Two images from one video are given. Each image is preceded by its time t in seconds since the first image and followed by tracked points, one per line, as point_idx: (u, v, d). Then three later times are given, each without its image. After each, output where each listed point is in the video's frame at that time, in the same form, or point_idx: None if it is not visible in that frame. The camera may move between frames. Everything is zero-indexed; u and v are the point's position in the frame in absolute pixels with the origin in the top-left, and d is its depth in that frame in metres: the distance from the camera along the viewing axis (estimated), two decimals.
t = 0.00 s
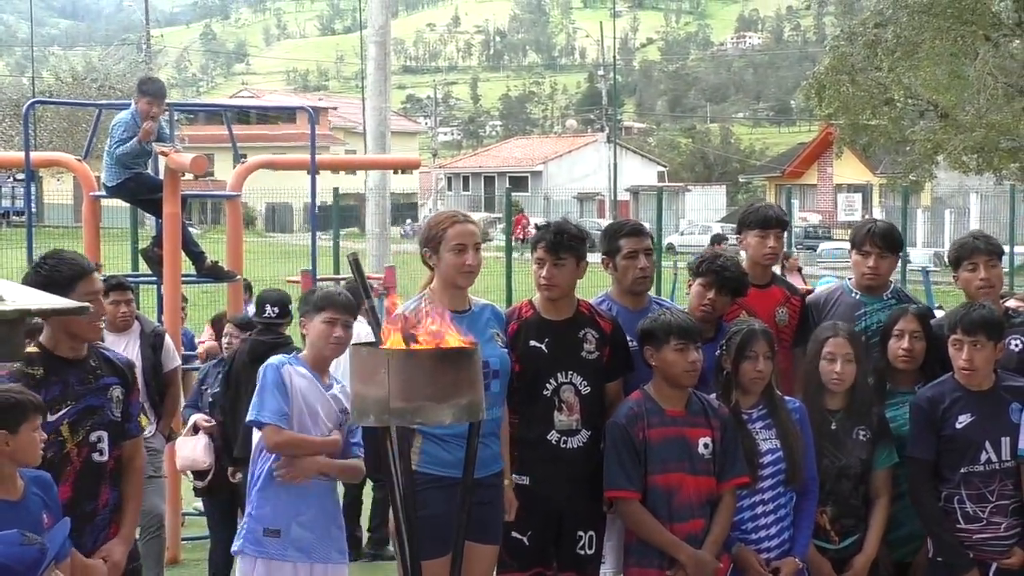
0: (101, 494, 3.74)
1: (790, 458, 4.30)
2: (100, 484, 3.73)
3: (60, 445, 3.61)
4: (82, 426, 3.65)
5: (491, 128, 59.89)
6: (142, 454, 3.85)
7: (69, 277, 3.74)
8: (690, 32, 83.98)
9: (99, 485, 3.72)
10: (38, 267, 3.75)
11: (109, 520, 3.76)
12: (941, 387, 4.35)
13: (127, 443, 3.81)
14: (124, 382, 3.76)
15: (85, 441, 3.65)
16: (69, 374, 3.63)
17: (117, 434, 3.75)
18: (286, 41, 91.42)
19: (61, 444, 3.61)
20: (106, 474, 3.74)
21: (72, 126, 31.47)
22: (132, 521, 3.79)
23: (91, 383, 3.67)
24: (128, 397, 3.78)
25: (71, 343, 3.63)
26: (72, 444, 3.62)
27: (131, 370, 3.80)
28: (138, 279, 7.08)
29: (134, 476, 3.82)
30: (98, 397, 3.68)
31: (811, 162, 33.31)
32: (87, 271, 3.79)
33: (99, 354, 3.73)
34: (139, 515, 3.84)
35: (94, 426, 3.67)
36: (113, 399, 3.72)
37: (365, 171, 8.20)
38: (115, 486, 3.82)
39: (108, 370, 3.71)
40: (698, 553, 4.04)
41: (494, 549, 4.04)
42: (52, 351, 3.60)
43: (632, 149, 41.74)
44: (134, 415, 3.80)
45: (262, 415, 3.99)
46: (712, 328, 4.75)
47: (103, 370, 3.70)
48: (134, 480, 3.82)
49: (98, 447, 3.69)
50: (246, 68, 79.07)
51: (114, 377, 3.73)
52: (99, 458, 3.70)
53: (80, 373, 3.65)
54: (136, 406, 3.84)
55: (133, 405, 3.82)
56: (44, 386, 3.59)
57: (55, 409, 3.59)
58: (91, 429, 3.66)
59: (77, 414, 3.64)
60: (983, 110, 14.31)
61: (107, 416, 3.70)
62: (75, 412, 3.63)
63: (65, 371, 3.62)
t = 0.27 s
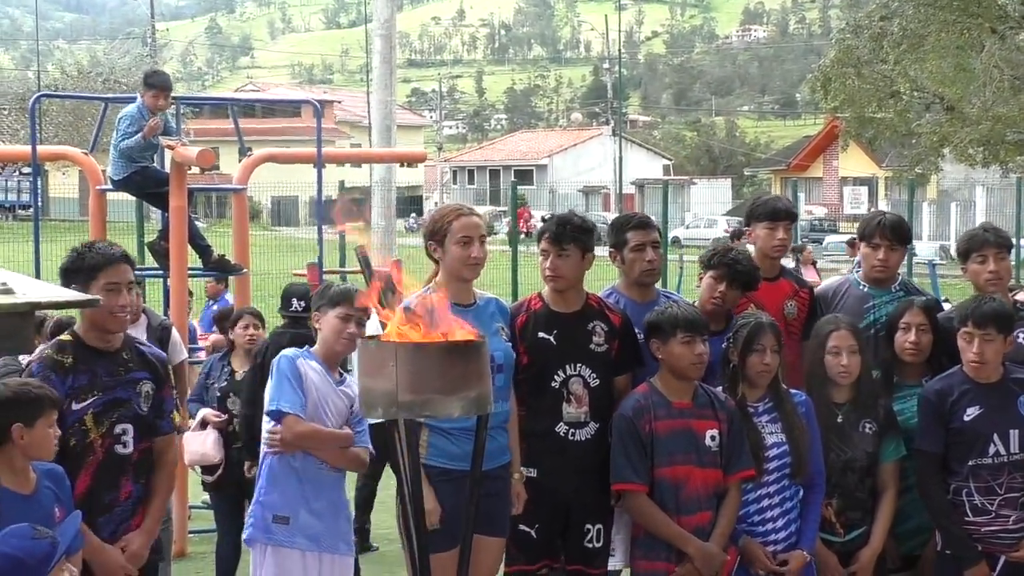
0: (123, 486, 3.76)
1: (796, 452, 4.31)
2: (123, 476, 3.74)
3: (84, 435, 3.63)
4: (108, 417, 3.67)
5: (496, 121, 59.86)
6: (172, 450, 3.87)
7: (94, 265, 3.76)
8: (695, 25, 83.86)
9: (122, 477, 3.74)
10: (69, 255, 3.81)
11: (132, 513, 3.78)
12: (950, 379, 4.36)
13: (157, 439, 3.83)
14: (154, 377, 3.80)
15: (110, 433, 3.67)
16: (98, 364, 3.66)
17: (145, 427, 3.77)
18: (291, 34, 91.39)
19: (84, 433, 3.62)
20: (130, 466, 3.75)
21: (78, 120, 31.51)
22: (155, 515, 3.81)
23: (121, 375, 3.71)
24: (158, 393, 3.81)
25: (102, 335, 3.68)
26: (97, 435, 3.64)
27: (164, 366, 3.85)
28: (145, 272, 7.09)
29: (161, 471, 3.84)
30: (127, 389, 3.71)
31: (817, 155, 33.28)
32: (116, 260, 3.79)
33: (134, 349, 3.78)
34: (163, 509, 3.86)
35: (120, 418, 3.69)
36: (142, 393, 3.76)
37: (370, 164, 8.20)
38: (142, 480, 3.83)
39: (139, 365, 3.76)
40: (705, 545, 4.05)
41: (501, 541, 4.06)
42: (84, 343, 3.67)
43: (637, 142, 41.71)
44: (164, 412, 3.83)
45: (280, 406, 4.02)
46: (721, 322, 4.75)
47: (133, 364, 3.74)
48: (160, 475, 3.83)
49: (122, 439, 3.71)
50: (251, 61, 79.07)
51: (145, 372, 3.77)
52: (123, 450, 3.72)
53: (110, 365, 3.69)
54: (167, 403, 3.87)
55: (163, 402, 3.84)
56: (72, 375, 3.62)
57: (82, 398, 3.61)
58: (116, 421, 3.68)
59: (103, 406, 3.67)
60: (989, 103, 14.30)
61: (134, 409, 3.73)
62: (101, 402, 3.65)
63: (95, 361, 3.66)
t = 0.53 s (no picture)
0: (128, 481, 3.76)
1: (799, 447, 4.31)
2: (128, 470, 3.74)
3: (89, 427, 3.64)
4: (114, 410, 3.68)
5: (498, 116, 59.83)
6: (180, 447, 3.87)
7: (106, 259, 3.77)
8: (697, 19, 83.77)
9: (127, 471, 3.74)
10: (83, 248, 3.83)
11: (136, 508, 3.78)
12: (953, 373, 4.36)
13: (165, 435, 3.83)
14: (163, 373, 3.80)
15: (116, 427, 3.68)
16: (107, 357, 3.67)
17: (152, 423, 3.78)
18: (293, 28, 91.33)
19: (90, 425, 3.63)
20: (135, 461, 3.76)
21: (80, 114, 31.51)
22: (159, 511, 3.80)
23: (129, 370, 3.71)
24: (167, 389, 3.81)
25: (112, 328, 3.70)
26: (102, 428, 3.65)
27: (174, 362, 3.84)
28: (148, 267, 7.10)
29: (167, 467, 3.84)
30: (135, 383, 3.72)
31: (819, 149, 33.26)
32: (129, 253, 3.79)
33: (143, 344, 3.78)
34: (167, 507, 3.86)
35: (126, 412, 3.70)
36: (150, 388, 3.76)
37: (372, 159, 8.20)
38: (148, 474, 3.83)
39: (148, 359, 3.76)
40: (708, 539, 4.06)
41: (504, 536, 4.07)
42: (95, 336, 3.69)
43: (639, 137, 41.68)
44: (173, 409, 3.83)
45: (286, 405, 4.01)
46: (725, 316, 4.76)
47: (143, 359, 3.75)
48: (166, 470, 3.83)
49: (128, 433, 3.72)
50: (253, 56, 79.01)
51: (154, 367, 3.77)
52: (128, 444, 3.73)
53: (118, 358, 3.70)
54: (177, 400, 3.87)
55: (173, 399, 3.84)
56: (80, 366, 3.64)
57: (89, 389, 3.63)
58: (122, 414, 3.69)
59: (110, 398, 3.68)
60: (991, 97, 14.28)
61: (141, 403, 3.73)
62: (108, 395, 3.66)
63: (103, 354, 3.68)
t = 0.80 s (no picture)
0: (127, 471, 3.77)
1: (803, 441, 4.32)
2: (127, 461, 3.76)
3: (88, 417, 3.65)
4: (112, 400, 3.69)
5: (503, 110, 59.78)
6: (177, 438, 3.88)
7: (102, 249, 3.82)
8: (702, 14, 83.66)
9: (124, 462, 3.75)
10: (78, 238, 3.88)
11: (134, 498, 3.79)
12: (959, 367, 4.37)
13: (162, 426, 3.84)
14: (160, 363, 3.81)
15: (114, 417, 3.69)
16: (104, 348, 3.69)
17: (150, 414, 3.79)
18: (297, 23, 91.32)
19: (88, 415, 3.65)
20: (134, 452, 3.77)
21: (84, 108, 31.53)
22: (157, 502, 3.81)
23: (126, 360, 3.72)
24: (164, 380, 3.82)
25: (107, 318, 3.72)
26: (100, 417, 3.67)
27: (170, 354, 3.86)
28: (153, 261, 7.10)
29: (165, 458, 3.85)
30: (132, 373, 3.73)
31: (824, 144, 33.23)
32: (123, 243, 3.85)
33: (139, 335, 3.80)
34: (165, 497, 3.86)
35: (124, 402, 3.71)
36: (148, 378, 3.77)
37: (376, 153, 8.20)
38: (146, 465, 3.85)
39: (145, 350, 3.77)
40: (712, 534, 4.07)
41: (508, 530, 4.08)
42: (92, 326, 3.70)
43: (643, 132, 41.65)
44: (171, 401, 3.84)
45: (294, 400, 4.04)
46: (732, 311, 4.77)
47: (140, 349, 3.76)
48: (164, 462, 3.85)
49: (126, 423, 3.73)
50: (257, 50, 78.99)
51: (151, 358, 3.78)
52: (127, 435, 3.74)
53: (116, 348, 3.71)
54: (174, 391, 3.88)
55: (170, 390, 3.85)
56: (78, 356, 3.65)
57: (88, 378, 3.65)
58: (120, 405, 3.70)
59: (108, 388, 3.69)
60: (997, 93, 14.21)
61: (138, 394, 3.74)
62: (106, 385, 3.68)
63: (100, 344, 3.69)
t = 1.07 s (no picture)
0: (125, 468, 3.77)
1: (804, 438, 4.32)
2: (125, 458, 3.76)
3: (86, 416, 3.66)
4: (109, 398, 3.69)
5: (503, 107, 59.76)
6: (174, 434, 3.89)
7: (95, 247, 3.82)
8: (703, 10, 83.59)
9: (122, 459, 3.76)
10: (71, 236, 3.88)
11: (132, 495, 3.80)
12: (961, 363, 4.37)
13: (158, 423, 3.85)
14: (155, 360, 3.81)
15: (111, 415, 3.70)
16: (100, 345, 3.69)
17: (147, 412, 3.80)
18: (298, 19, 91.26)
19: (86, 413, 3.65)
20: (132, 449, 3.77)
21: (85, 105, 31.52)
22: (156, 498, 3.82)
23: (122, 357, 3.73)
24: (160, 377, 3.83)
25: (102, 317, 3.72)
26: (97, 415, 3.67)
27: (165, 350, 3.86)
28: (153, 259, 7.09)
29: (163, 454, 3.85)
30: (129, 371, 3.74)
31: (825, 140, 33.22)
32: (116, 240, 3.85)
33: (134, 332, 3.80)
34: (162, 493, 3.87)
35: (121, 400, 3.71)
36: (144, 375, 3.77)
37: (376, 151, 8.21)
38: (144, 462, 3.85)
39: (141, 347, 3.78)
40: (713, 531, 4.07)
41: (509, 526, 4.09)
42: (87, 324, 3.71)
43: (644, 128, 41.63)
44: (167, 397, 3.85)
45: (295, 398, 4.05)
46: (734, 309, 4.76)
47: (135, 346, 3.77)
48: (161, 458, 3.85)
49: (124, 421, 3.73)
50: (259, 47, 78.95)
51: (146, 355, 3.79)
52: (125, 432, 3.74)
53: (111, 346, 3.72)
54: (169, 387, 3.89)
55: (166, 386, 3.86)
56: (74, 355, 3.66)
57: (85, 376, 3.65)
58: (118, 403, 3.71)
59: (105, 386, 3.69)
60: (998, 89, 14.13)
61: (135, 391, 3.75)
62: (103, 383, 3.68)
63: (96, 342, 3.70)
